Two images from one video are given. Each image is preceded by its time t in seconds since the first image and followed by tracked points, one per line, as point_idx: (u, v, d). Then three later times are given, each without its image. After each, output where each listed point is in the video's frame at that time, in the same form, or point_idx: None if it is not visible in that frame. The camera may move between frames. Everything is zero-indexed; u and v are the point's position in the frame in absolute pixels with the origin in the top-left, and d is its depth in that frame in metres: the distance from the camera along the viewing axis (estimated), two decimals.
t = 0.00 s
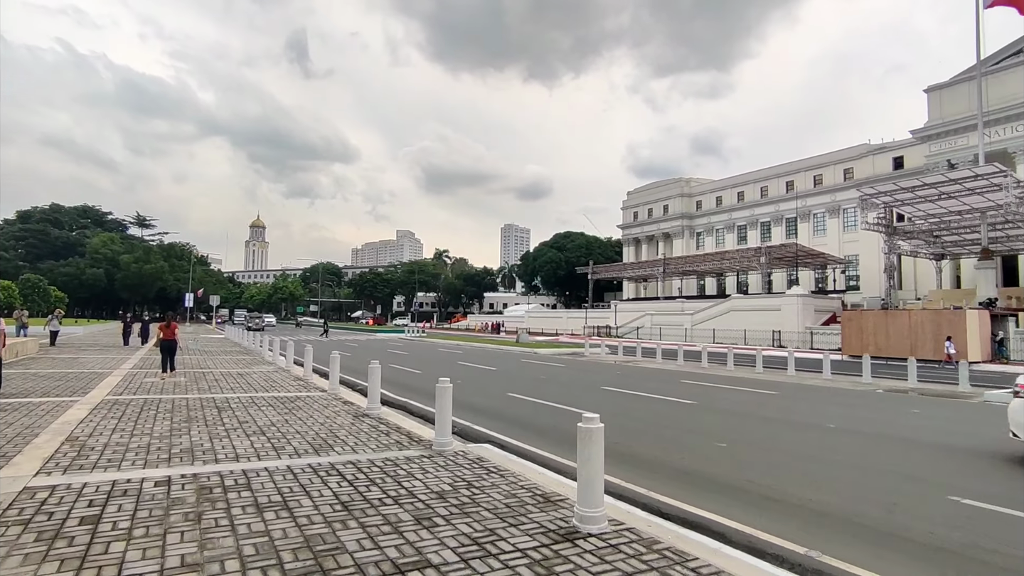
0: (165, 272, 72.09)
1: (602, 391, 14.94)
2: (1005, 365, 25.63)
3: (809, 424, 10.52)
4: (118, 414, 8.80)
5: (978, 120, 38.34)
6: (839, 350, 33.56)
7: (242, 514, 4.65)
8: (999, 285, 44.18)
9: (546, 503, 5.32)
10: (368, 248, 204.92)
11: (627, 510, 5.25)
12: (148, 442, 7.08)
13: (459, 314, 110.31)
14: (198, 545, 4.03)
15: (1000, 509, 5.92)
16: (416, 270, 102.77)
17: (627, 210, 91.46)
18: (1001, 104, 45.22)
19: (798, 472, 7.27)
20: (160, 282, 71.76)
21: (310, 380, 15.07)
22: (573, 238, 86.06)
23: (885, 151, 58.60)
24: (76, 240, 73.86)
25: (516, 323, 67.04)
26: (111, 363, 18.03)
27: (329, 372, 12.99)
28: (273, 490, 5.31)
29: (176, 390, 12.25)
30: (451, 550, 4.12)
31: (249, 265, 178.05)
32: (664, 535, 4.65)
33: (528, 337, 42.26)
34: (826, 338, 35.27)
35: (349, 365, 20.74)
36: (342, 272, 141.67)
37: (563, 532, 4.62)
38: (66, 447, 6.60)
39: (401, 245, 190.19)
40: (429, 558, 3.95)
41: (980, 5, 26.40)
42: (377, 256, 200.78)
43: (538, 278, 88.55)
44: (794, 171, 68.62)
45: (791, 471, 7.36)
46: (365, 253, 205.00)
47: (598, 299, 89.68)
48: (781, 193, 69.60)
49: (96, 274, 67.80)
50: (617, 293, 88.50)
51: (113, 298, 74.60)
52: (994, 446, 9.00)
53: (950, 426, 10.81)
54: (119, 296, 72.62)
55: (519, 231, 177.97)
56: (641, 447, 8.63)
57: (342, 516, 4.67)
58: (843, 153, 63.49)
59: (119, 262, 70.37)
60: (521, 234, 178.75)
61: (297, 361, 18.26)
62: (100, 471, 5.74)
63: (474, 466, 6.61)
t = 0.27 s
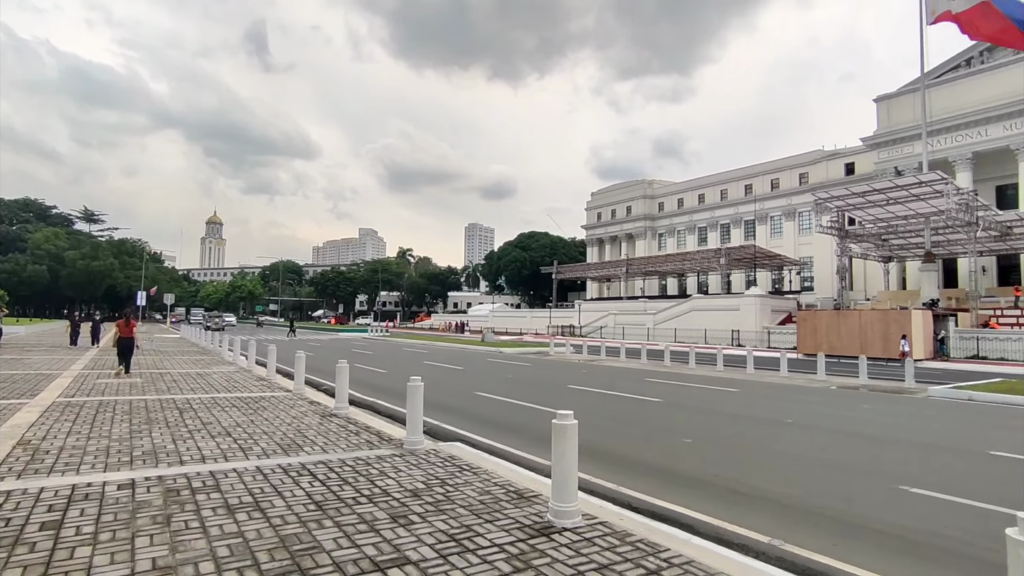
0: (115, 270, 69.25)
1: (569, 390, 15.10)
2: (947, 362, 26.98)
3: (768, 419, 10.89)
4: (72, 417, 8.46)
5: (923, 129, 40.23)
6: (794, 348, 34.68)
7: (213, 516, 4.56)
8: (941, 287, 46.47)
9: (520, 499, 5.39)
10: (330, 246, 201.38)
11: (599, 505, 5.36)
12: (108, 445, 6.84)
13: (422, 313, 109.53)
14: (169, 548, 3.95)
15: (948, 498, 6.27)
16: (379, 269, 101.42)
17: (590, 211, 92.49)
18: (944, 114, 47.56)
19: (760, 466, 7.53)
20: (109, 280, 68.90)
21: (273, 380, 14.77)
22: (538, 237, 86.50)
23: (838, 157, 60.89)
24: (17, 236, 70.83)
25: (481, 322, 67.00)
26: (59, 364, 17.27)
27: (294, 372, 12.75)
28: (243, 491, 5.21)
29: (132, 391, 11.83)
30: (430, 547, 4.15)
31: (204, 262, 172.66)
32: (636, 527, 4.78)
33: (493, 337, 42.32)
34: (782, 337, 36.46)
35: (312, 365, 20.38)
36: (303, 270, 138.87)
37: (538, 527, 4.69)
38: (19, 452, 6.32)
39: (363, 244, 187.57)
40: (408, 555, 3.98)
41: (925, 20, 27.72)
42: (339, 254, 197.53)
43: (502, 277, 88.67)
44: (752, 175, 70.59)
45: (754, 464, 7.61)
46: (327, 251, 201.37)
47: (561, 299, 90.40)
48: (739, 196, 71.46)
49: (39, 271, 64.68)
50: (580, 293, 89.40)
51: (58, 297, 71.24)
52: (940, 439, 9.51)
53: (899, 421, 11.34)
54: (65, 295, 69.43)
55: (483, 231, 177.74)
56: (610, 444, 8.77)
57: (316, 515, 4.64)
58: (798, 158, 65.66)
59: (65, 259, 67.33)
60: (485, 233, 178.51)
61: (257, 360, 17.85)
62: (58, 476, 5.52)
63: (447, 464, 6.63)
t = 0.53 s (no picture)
0: (59, 267, 66.20)
1: (536, 391, 15.16)
2: (895, 362, 28.22)
3: (731, 419, 11.20)
4: (18, 423, 8.04)
5: (873, 139, 42.02)
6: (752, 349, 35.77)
7: (178, 525, 4.41)
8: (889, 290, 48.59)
9: (493, 501, 5.39)
10: (290, 244, 197.13)
11: (572, 506, 5.41)
12: (60, 453, 6.53)
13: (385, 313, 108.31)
14: (134, 559, 3.80)
15: (902, 494, 6.56)
16: (341, 268, 99.92)
17: (555, 212, 93.13)
18: (893, 125, 49.75)
19: (725, 465, 7.72)
20: (53, 277, 65.81)
21: (233, 382, 14.36)
22: (502, 238, 86.62)
23: (794, 163, 62.91)
24: None
25: (444, 322, 66.71)
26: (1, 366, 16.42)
27: (256, 373, 12.43)
28: (209, 498, 5.05)
29: (83, 395, 11.32)
30: (405, 551, 4.12)
31: (156, 259, 166.69)
32: (608, 528, 4.85)
33: (457, 338, 42.19)
34: (741, 338, 37.49)
35: (273, 366, 19.91)
36: (261, 268, 135.57)
37: (513, 529, 4.71)
38: None
39: (324, 242, 184.35)
40: (385, 560, 3.94)
41: (874, 35, 29.01)
42: (299, 252, 193.58)
43: (466, 277, 88.45)
44: (712, 179, 72.28)
45: (719, 463, 7.80)
46: (286, 249, 197.06)
47: (525, 299, 90.76)
48: (700, 200, 73.15)
49: None
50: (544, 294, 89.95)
51: None
52: (891, 437, 9.96)
53: (855, 419, 11.78)
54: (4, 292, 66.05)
55: (447, 230, 176.93)
56: (580, 445, 8.84)
57: (287, 521, 4.54)
58: (757, 164, 67.53)
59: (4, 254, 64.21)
60: (449, 232, 177.65)
61: (216, 361, 17.33)
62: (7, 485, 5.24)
63: (418, 467, 6.58)
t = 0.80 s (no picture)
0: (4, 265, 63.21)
1: (505, 391, 15.22)
2: (850, 362, 29.30)
3: (696, 418, 11.48)
4: None
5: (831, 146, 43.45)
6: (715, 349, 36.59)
7: (146, 532, 4.32)
8: (845, 291, 50.33)
9: (465, 501, 5.43)
10: (251, 243, 192.54)
11: (543, 505, 5.49)
12: (14, 460, 6.28)
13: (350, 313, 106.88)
14: (100, 568, 3.71)
15: (857, 488, 6.86)
16: (305, 267, 98.12)
17: (522, 213, 93.43)
18: (849, 132, 51.55)
19: (691, 463, 7.91)
20: None
21: (194, 384, 14.02)
22: (469, 238, 86.45)
23: (756, 168, 64.57)
24: None
25: (411, 323, 66.23)
26: None
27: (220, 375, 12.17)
28: (177, 504, 4.95)
29: (35, 399, 10.88)
30: (380, 553, 4.13)
31: (110, 258, 160.70)
32: (580, 526, 4.95)
33: (425, 338, 41.98)
34: (704, 339, 38.36)
35: (235, 367, 19.47)
36: (221, 267, 132.10)
37: (486, 529, 4.76)
38: None
39: (287, 241, 180.76)
40: (360, 562, 3.94)
41: (830, 45, 29.87)
42: (261, 251, 189.29)
43: (433, 278, 87.98)
44: (677, 183, 73.58)
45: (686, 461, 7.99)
46: (248, 248, 192.43)
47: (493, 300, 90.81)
48: (665, 203, 74.39)
49: None
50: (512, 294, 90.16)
51: None
52: (846, 433, 10.38)
53: (813, 417, 12.23)
54: None
55: (414, 230, 175.55)
56: (550, 445, 8.93)
57: (260, 525, 4.49)
58: (720, 167, 69.02)
59: None
60: (416, 232, 176.26)
61: (175, 363, 16.85)
62: None
63: (389, 469, 6.57)
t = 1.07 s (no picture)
0: None
1: (483, 392, 15.32)
2: (820, 362, 30.08)
3: (671, 417, 11.71)
4: None
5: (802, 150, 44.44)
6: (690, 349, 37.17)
7: (123, 535, 4.30)
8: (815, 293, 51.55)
9: (445, 501, 5.50)
10: (224, 243, 189.29)
11: (522, 503, 5.58)
12: None
13: (326, 315, 105.76)
14: (81, 570, 3.72)
15: (825, 482, 7.11)
16: (280, 268, 96.79)
17: (500, 214, 93.56)
18: (820, 136, 52.75)
19: (668, 461, 8.09)
20: None
21: (168, 387, 13.80)
22: (447, 239, 86.23)
23: (730, 171, 65.67)
24: None
25: (388, 324, 65.86)
26: None
27: (194, 377, 12.02)
28: (154, 507, 4.93)
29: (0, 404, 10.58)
30: (362, 552, 4.19)
31: (76, 258, 156.34)
32: (558, 522, 5.06)
33: (403, 339, 41.95)
34: (680, 339, 38.95)
35: (209, 370, 19.19)
36: (193, 268, 129.54)
37: (466, 527, 4.84)
38: None
39: (261, 241, 178.12)
40: (342, 561, 4.00)
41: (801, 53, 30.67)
42: (234, 252, 186.16)
43: (410, 279, 87.55)
44: (653, 185, 74.43)
45: (663, 460, 8.14)
46: (220, 249, 189.09)
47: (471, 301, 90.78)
48: (642, 205, 75.19)
49: None
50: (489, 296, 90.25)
51: None
52: (815, 430, 10.71)
53: (784, 415, 12.57)
54: None
55: (391, 231, 174.48)
56: (528, 444, 9.04)
57: (239, 527, 4.50)
58: (696, 170, 70.04)
59: None
60: (393, 233, 175.35)
61: (146, 365, 16.55)
62: None
63: (369, 470, 6.59)
